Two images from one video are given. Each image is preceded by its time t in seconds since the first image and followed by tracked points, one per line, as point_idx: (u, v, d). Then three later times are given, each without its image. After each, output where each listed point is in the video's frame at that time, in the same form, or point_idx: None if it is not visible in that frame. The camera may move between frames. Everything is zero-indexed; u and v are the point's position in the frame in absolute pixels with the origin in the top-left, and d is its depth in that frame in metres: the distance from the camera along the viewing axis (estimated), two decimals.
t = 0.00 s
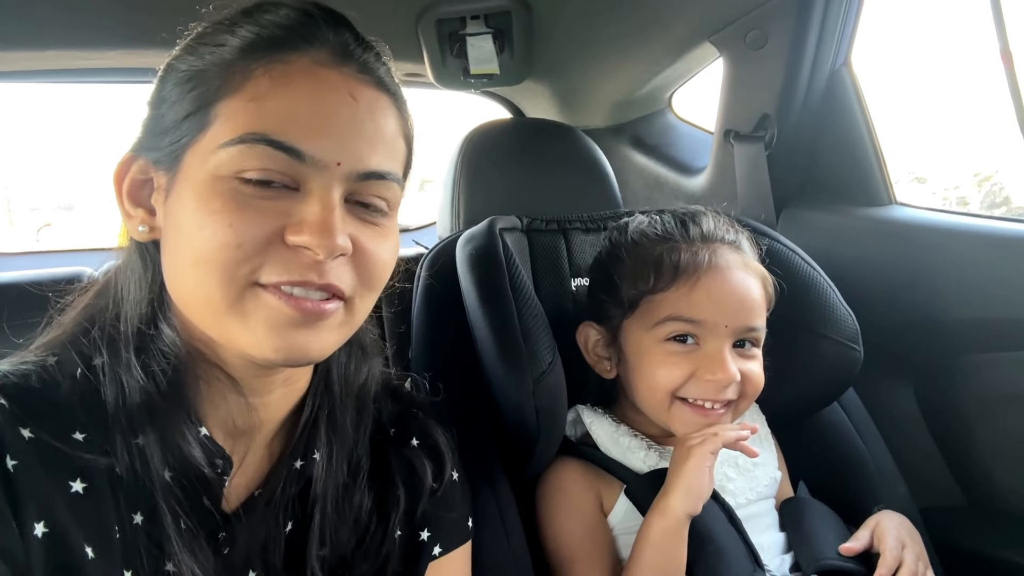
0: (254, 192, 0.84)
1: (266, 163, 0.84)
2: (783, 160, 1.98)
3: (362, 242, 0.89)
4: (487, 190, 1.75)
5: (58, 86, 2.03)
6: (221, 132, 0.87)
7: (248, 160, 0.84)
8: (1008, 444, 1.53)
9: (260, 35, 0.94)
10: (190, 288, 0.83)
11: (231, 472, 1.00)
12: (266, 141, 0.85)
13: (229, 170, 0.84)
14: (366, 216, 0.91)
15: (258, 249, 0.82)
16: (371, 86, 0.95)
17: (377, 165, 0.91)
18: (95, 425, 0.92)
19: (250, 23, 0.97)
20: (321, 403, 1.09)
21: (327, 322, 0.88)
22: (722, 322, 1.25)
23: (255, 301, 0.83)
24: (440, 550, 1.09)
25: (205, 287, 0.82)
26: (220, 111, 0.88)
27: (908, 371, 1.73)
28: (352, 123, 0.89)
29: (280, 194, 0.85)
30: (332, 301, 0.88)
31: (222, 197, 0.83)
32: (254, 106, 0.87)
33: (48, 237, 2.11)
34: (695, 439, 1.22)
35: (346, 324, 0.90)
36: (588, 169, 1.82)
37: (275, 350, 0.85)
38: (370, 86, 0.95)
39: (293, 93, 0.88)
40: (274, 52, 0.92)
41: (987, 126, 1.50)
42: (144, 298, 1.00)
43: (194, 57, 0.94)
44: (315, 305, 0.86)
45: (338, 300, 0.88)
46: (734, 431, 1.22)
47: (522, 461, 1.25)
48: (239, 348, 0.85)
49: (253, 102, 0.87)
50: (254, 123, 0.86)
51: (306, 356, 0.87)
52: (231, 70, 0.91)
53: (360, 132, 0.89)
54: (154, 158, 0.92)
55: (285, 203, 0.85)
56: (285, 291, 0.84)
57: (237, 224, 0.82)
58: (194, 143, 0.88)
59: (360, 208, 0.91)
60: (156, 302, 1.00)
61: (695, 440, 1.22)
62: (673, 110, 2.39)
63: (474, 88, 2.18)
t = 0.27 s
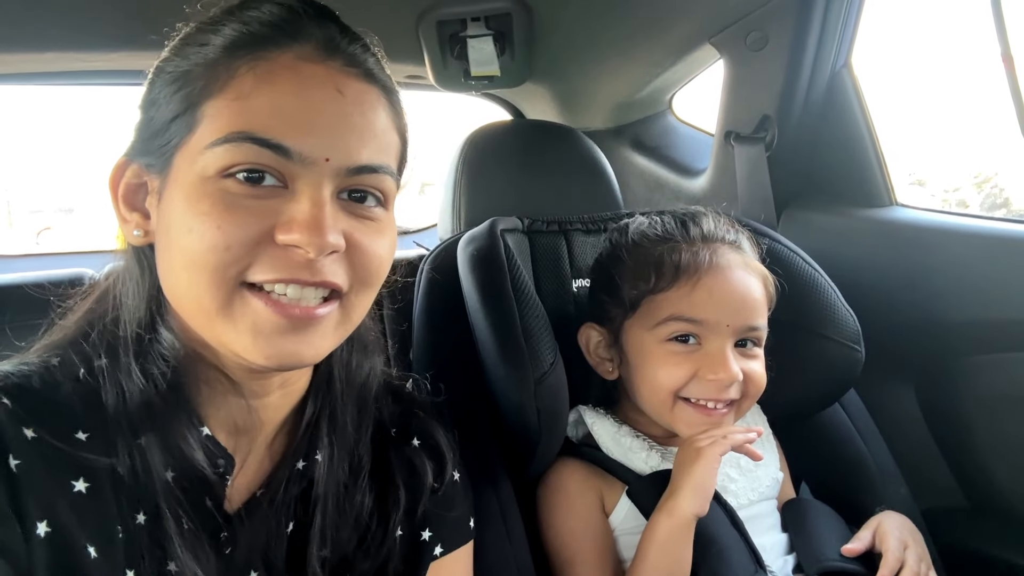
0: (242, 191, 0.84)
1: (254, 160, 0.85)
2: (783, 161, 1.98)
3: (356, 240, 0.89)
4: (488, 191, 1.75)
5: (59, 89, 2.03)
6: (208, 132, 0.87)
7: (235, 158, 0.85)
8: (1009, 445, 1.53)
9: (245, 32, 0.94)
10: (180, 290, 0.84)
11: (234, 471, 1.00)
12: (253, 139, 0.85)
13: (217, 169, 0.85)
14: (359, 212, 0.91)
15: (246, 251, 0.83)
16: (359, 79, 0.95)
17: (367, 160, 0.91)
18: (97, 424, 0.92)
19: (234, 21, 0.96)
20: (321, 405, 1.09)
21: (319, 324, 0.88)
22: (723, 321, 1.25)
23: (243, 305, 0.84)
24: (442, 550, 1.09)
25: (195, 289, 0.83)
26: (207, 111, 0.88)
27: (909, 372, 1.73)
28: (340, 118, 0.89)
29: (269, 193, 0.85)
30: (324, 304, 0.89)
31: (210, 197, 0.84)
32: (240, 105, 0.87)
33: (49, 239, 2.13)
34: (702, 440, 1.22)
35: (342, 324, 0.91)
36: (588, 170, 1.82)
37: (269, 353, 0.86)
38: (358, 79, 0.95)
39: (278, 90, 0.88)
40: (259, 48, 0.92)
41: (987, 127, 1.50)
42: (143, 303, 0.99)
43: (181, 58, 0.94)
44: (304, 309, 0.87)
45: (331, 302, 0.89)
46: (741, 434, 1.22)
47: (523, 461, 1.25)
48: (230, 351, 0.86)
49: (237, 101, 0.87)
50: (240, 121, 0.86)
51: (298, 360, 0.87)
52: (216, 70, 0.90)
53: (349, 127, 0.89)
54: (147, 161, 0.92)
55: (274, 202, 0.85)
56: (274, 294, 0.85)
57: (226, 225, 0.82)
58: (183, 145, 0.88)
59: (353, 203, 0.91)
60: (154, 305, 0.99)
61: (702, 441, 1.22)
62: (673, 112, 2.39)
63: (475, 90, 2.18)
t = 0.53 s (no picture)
0: (218, 196, 0.84)
1: (228, 164, 0.84)
2: (782, 161, 1.97)
3: (341, 236, 0.89)
4: (487, 190, 1.75)
5: (61, 84, 2.04)
6: (181, 138, 0.86)
7: (207, 162, 0.84)
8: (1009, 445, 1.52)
9: (208, 29, 0.92)
10: (167, 298, 0.84)
11: (232, 470, 1.00)
12: (224, 142, 0.84)
13: (191, 175, 0.84)
14: (344, 206, 0.91)
15: (226, 259, 0.83)
16: (329, 65, 0.93)
17: (345, 153, 0.90)
18: (96, 422, 0.92)
19: (197, 17, 0.95)
20: (315, 405, 1.09)
21: (309, 324, 0.88)
22: (720, 320, 1.24)
23: (231, 312, 0.84)
24: (439, 548, 1.08)
25: (182, 298, 0.83)
26: (178, 114, 0.87)
27: (908, 372, 1.73)
28: (313, 110, 0.88)
29: (247, 196, 0.84)
30: (314, 305, 0.89)
31: (187, 205, 0.83)
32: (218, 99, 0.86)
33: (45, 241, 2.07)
34: (699, 441, 1.22)
35: (334, 324, 0.92)
36: (586, 170, 1.82)
37: (261, 359, 0.86)
38: (327, 67, 0.93)
39: (245, 88, 0.86)
40: (224, 45, 0.90)
41: (987, 126, 1.50)
42: (134, 314, 0.98)
43: (147, 62, 0.93)
44: (293, 312, 0.87)
45: (320, 303, 0.90)
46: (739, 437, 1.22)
47: (521, 460, 1.25)
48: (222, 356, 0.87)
49: (204, 102, 0.86)
50: (210, 124, 0.85)
51: (290, 362, 0.88)
52: (183, 71, 0.89)
53: (324, 120, 0.88)
54: (125, 167, 0.91)
55: (252, 205, 0.84)
56: (260, 299, 0.85)
57: (208, 236, 0.82)
58: (158, 151, 0.87)
59: (336, 197, 0.90)
60: (145, 314, 0.98)
61: (699, 442, 1.21)
62: (672, 111, 2.39)
63: (473, 89, 2.18)
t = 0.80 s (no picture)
0: (198, 202, 0.83)
1: (203, 170, 0.83)
2: (785, 165, 1.97)
3: (325, 233, 0.89)
4: (489, 192, 1.75)
5: (64, 86, 2.04)
6: (156, 144, 0.85)
7: (181, 169, 0.83)
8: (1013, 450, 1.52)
9: (176, 32, 0.91)
10: (157, 304, 0.84)
11: (232, 469, 0.99)
12: (197, 148, 0.83)
13: (168, 184, 0.83)
14: (327, 202, 0.90)
15: (210, 264, 0.82)
16: (298, 60, 0.92)
17: (323, 149, 0.89)
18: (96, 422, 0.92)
19: (161, 20, 0.94)
20: (313, 400, 1.08)
21: (299, 322, 0.88)
22: (727, 325, 1.24)
23: (221, 314, 0.84)
24: (441, 550, 1.08)
25: (170, 304, 0.83)
26: (153, 120, 0.86)
27: (912, 375, 1.72)
28: (285, 107, 0.87)
29: (226, 199, 0.84)
30: (304, 301, 0.89)
31: (167, 212, 0.83)
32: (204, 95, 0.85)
33: (48, 242, 2.07)
34: (698, 450, 1.21)
35: (325, 319, 0.92)
36: (588, 172, 1.82)
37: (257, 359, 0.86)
38: (296, 61, 0.91)
39: (213, 88, 0.85)
40: (189, 47, 0.89)
41: (993, 129, 1.49)
42: (129, 316, 0.98)
43: (119, 70, 0.92)
44: (282, 309, 0.87)
45: (310, 298, 0.90)
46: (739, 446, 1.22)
47: (522, 461, 1.25)
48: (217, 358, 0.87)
49: (176, 108, 0.85)
50: (182, 129, 0.84)
51: (280, 360, 0.88)
52: (152, 75, 0.88)
53: (300, 118, 0.87)
54: (108, 175, 0.91)
55: (232, 208, 0.84)
56: (249, 299, 0.85)
57: (190, 241, 0.82)
58: (135, 159, 0.87)
59: (318, 193, 0.90)
60: (138, 318, 0.98)
61: (698, 451, 1.21)
62: (675, 113, 2.39)
63: (476, 91, 2.18)
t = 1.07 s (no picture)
0: (165, 198, 0.84)
1: (167, 165, 0.84)
2: (787, 171, 1.98)
3: (297, 222, 0.87)
4: (492, 197, 1.75)
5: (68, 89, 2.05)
6: (126, 144, 0.86)
7: (148, 165, 0.84)
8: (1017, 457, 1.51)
9: (145, 34, 0.93)
10: (138, 303, 0.85)
11: (233, 469, 1.00)
12: (162, 144, 0.84)
13: (138, 182, 0.85)
14: (298, 192, 0.89)
15: (182, 260, 0.82)
16: (262, 52, 0.92)
17: (287, 137, 0.88)
18: (98, 423, 0.92)
19: (132, 25, 0.96)
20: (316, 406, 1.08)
21: (272, 318, 0.85)
22: (736, 336, 1.23)
23: (197, 309, 0.83)
24: (444, 554, 1.07)
25: (147, 301, 0.83)
26: (122, 121, 0.88)
27: (915, 382, 1.72)
28: (246, 99, 0.87)
29: (193, 193, 0.84)
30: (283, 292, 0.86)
31: (138, 209, 0.84)
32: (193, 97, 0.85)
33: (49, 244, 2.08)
34: (693, 453, 1.22)
35: (306, 312, 0.88)
36: (593, 179, 1.81)
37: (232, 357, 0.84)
38: (258, 53, 0.92)
39: (175, 85, 0.86)
40: (155, 48, 0.90)
41: (996, 135, 1.49)
42: (126, 319, 0.99)
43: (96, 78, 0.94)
44: (255, 304, 0.83)
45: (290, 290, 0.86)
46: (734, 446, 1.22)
47: (525, 465, 1.24)
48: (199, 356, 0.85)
49: (141, 108, 0.86)
50: (148, 126, 0.85)
51: (251, 359, 0.85)
52: (121, 79, 0.90)
53: (263, 109, 0.87)
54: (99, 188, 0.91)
55: (198, 201, 0.83)
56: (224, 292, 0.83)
57: (161, 238, 0.82)
58: (111, 162, 0.88)
59: (289, 184, 0.89)
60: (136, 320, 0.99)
61: (693, 453, 1.22)
62: (677, 119, 2.39)
63: (479, 95, 2.18)
